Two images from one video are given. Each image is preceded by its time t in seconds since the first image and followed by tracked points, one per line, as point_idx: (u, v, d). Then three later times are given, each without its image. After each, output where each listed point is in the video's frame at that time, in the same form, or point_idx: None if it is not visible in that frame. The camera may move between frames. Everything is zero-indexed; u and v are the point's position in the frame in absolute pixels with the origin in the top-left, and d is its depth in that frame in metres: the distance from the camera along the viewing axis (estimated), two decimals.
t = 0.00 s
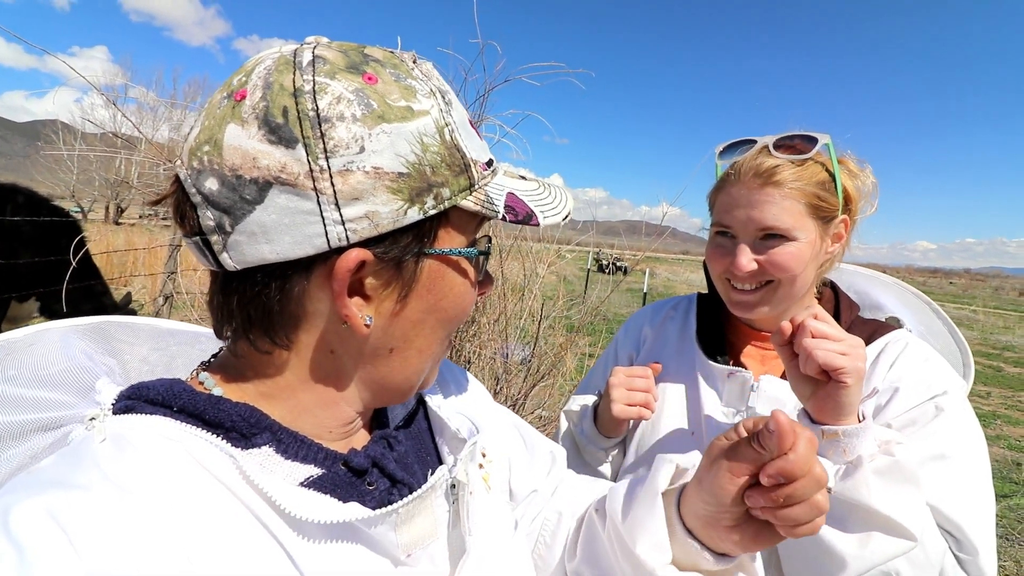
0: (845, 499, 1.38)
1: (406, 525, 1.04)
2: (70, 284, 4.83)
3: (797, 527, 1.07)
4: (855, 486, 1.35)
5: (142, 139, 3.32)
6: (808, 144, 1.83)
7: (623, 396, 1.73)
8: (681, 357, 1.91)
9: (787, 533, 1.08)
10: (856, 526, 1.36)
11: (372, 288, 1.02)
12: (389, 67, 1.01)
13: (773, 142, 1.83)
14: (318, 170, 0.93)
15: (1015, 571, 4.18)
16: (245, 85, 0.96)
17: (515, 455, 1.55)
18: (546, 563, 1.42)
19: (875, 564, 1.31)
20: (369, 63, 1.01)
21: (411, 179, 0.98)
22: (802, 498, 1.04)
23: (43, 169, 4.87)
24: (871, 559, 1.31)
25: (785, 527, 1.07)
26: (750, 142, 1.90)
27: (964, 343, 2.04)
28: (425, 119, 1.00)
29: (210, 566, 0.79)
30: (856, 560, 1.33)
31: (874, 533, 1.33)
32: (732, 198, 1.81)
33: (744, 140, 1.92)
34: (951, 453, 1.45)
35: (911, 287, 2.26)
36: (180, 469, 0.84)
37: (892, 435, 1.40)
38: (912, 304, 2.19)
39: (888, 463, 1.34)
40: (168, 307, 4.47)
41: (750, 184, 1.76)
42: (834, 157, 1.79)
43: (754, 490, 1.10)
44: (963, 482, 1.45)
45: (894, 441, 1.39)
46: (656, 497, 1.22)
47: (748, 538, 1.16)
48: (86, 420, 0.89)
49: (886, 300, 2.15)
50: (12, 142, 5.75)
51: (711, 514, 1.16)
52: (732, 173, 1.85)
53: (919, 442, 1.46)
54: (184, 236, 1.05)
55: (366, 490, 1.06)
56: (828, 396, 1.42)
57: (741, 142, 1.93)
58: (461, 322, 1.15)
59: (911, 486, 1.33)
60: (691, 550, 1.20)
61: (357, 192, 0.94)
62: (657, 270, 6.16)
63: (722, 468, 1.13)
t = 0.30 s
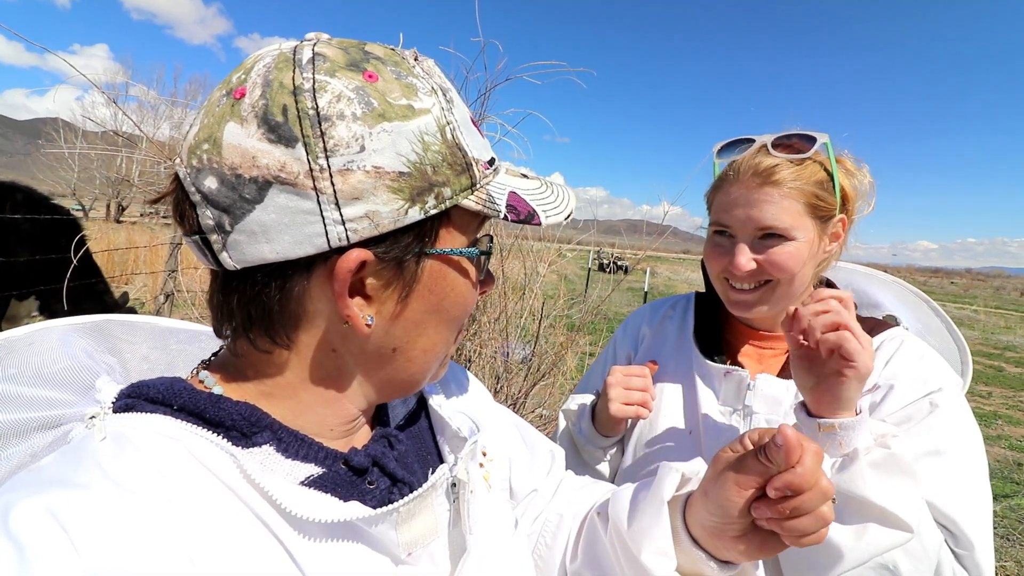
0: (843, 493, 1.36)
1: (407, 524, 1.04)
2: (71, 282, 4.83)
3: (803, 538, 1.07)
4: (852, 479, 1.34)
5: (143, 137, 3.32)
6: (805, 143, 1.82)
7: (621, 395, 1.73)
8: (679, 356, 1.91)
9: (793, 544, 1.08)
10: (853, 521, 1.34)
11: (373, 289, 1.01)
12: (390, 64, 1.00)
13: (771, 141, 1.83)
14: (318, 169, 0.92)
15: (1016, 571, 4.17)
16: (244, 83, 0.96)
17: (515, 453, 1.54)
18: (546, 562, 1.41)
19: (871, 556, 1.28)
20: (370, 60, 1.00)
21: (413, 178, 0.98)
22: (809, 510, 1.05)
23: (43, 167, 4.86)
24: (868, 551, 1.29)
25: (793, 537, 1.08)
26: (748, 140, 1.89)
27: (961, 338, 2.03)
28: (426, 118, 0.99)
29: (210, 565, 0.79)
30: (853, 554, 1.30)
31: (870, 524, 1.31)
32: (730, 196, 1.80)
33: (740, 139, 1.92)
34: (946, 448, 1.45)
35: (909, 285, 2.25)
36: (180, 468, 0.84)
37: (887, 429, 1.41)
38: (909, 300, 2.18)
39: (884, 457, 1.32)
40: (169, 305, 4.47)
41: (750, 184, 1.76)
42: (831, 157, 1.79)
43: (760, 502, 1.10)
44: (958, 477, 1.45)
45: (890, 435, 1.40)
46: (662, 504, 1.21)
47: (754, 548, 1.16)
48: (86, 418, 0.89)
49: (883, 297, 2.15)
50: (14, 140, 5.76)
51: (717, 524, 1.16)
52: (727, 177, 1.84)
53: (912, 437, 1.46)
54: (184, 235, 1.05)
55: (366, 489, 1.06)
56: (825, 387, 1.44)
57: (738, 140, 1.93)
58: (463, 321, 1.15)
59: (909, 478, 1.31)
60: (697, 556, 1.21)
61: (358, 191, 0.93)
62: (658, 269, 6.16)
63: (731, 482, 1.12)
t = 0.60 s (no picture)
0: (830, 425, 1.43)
1: (408, 526, 1.04)
2: (74, 282, 4.84)
3: (803, 534, 1.08)
4: (838, 408, 1.39)
5: (148, 139, 3.34)
6: (813, 148, 1.81)
7: (622, 398, 1.76)
8: (680, 359, 1.90)
9: (793, 541, 1.09)
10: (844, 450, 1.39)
11: (376, 291, 1.01)
12: (395, 68, 1.01)
13: (779, 145, 1.83)
14: (322, 172, 0.93)
15: None
16: (250, 86, 0.96)
17: (516, 458, 1.53)
18: (547, 564, 1.40)
19: (862, 480, 1.32)
20: (375, 64, 1.01)
21: (417, 182, 0.98)
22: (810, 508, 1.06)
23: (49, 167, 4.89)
24: (854, 477, 1.32)
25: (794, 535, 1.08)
26: (754, 144, 1.89)
27: (961, 340, 2.03)
28: (431, 121, 1.00)
29: (213, 566, 0.79)
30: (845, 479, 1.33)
31: (860, 454, 1.35)
32: (735, 201, 1.80)
33: (747, 142, 1.92)
34: (952, 428, 1.40)
35: (907, 287, 2.26)
36: (184, 468, 0.84)
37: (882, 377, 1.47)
38: (909, 303, 2.19)
39: (869, 390, 1.41)
40: (172, 306, 4.47)
41: (756, 188, 1.76)
42: (839, 162, 1.79)
43: (761, 500, 1.10)
44: (962, 453, 1.39)
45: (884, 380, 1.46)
46: (664, 506, 1.21)
47: (756, 547, 1.16)
48: (91, 419, 0.90)
49: (884, 298, 2.14)
50: (20, 140, 5.78)
51: (719, 524, 1.16)
52: (737, 177, 1.84)
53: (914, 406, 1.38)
54: (189, 237, 1.06)
55: (368, 491, 1.06)
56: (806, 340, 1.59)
57: (745, 144, 1.92)
58: (466, 323, 1.15)
59: (897, 420, 1.37)
60: (698, 559, 1.19)
61: (362, 195, 0.94)
62: (660, 273, 6.15)
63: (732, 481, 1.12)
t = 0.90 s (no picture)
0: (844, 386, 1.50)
1: (409, 522, 1.05)
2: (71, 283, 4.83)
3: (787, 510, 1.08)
4: (850, 368, 1.47)
5: (140, 138, 3.32)
6: (795, 142, 1.83)
7: (616, 397, 1.73)
8: (673, 354, 1.91)
9: (780, 516, 1.09)
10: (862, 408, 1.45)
11: (371, 289, 1.01)
12: (382, 65, 1.00)
13: (761, 140, 1.84)
14: (312, 173, 0.92)
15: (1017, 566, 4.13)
16: (236, 88, 0.96)
17: (518, 454, 1.55)
18: (546, 560, 1.41)
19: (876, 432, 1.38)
20: (362, 62, 1.00)
21: (407, 179, 0.97)
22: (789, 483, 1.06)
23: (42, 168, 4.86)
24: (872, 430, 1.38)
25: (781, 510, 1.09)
26: (736, 140, 1.90)
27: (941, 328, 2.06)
28: (419, 118, 0.99)
29: (212, 565, 0.79)
30: (860, 432, 1.39)
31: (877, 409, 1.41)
32: (722, 199, 1.81)
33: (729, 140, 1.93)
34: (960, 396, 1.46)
35: (888, 278, 2.29)
36: (182, 469, 0.84)
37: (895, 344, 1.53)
38: (891, 293, 2.21)
39: (880, 351, 1.46)
40: (169, 306, 4.47)
41: (743, 185, 1.76)
42: (822, 156, 1.80)
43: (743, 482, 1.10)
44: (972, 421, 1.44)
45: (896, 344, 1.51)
46: (652, 495, 1.21)
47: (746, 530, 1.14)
48: (88, 421, 0.90)
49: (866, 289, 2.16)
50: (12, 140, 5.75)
51: (705, 509, 1.14)
52: (720, 177, 1.84)
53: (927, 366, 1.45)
54: (181, 241, 1.05)
55: (369, 488, 1.06)
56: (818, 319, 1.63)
57: (726, 141, 1.93)
58: (462, 320, 1.15)
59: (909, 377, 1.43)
60: (689, 546, 1.18)
61: (353, 194, 0.93)
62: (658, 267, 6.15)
63: (703, 465, 1.12)
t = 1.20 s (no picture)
0: (855, 335, 1.55)
1: (410, 522, 1.05)
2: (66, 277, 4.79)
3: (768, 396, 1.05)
4: (862, 316, 1.54)
5: (137, 131, 3.30)
6: (785, 147, 1.83)
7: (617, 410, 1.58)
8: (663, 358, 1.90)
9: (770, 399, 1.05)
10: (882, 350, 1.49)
11: (370, 288, 1.01)
12: (385, 62, 1.00)
13: (751, 146, 1.84)
14: (311, 169, 0.92)
15: (1007, 570, 4.14)
16: (238, 84, 0.96)
17: (518, 452, 1.54)
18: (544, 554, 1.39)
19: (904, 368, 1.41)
20: (364, 58, 1.00)
21: (408, 177, 0.97)
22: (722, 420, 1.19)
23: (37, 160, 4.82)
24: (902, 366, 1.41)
25: (724, 453, 1.17)
26: (726, 146, 1.90)
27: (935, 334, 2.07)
28: (422, 115, 0.99)
29: (212, 565, 0.79)
30: (890, 370, 1.40)
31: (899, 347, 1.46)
32: (719, 208, 1.80)
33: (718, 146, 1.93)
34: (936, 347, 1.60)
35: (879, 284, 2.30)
36: (184, 467, 0.83)
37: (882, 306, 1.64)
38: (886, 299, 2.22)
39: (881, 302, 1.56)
40: (166, 301, 4.44)
41: (741, 194, 1.75)
42: (813, 161, 1.82)
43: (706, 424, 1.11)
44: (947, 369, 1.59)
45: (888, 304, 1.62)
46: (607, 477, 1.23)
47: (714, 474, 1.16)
48: (90, 418, 0.89)
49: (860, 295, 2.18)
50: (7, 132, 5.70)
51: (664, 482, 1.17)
52: (715, 186, 1.83)
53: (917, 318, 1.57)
54: (181, 236, 1.05)
55: (371, 487, 1.06)
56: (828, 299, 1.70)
57: (714, 146, 1.93)
58: (463, 321, 1.15)
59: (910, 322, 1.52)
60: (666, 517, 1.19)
61: (352, 191, 0.93)
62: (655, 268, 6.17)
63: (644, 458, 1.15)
